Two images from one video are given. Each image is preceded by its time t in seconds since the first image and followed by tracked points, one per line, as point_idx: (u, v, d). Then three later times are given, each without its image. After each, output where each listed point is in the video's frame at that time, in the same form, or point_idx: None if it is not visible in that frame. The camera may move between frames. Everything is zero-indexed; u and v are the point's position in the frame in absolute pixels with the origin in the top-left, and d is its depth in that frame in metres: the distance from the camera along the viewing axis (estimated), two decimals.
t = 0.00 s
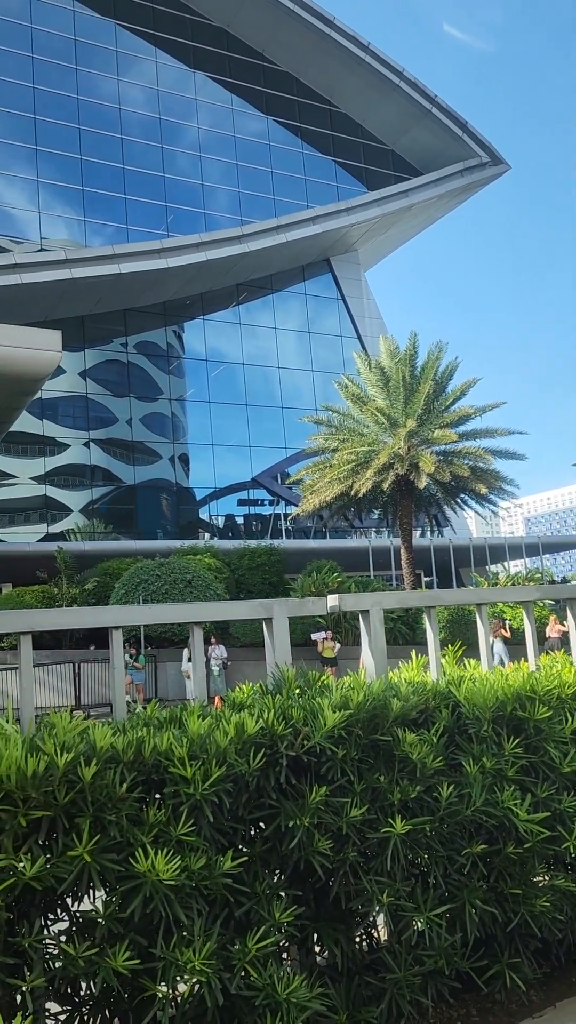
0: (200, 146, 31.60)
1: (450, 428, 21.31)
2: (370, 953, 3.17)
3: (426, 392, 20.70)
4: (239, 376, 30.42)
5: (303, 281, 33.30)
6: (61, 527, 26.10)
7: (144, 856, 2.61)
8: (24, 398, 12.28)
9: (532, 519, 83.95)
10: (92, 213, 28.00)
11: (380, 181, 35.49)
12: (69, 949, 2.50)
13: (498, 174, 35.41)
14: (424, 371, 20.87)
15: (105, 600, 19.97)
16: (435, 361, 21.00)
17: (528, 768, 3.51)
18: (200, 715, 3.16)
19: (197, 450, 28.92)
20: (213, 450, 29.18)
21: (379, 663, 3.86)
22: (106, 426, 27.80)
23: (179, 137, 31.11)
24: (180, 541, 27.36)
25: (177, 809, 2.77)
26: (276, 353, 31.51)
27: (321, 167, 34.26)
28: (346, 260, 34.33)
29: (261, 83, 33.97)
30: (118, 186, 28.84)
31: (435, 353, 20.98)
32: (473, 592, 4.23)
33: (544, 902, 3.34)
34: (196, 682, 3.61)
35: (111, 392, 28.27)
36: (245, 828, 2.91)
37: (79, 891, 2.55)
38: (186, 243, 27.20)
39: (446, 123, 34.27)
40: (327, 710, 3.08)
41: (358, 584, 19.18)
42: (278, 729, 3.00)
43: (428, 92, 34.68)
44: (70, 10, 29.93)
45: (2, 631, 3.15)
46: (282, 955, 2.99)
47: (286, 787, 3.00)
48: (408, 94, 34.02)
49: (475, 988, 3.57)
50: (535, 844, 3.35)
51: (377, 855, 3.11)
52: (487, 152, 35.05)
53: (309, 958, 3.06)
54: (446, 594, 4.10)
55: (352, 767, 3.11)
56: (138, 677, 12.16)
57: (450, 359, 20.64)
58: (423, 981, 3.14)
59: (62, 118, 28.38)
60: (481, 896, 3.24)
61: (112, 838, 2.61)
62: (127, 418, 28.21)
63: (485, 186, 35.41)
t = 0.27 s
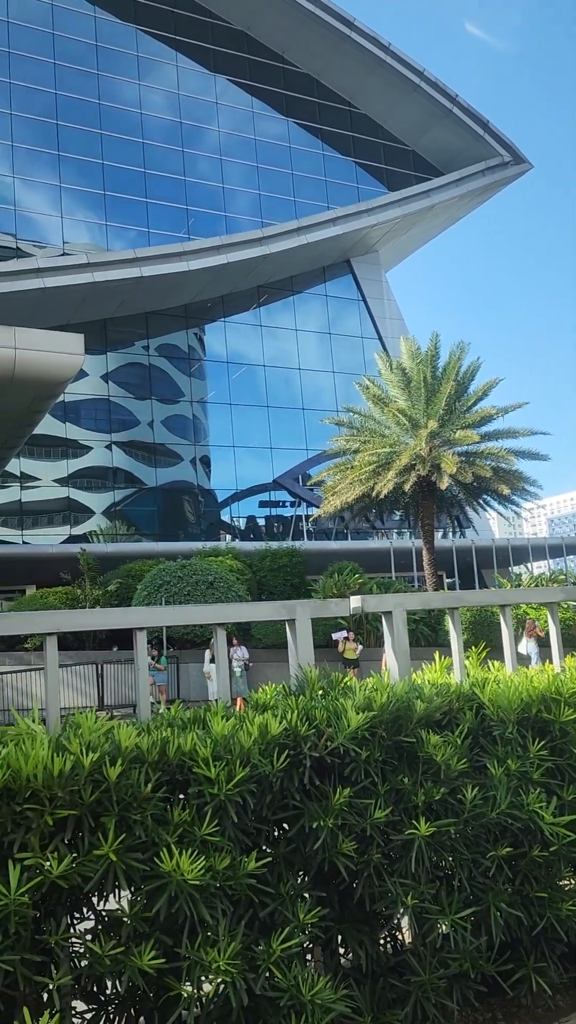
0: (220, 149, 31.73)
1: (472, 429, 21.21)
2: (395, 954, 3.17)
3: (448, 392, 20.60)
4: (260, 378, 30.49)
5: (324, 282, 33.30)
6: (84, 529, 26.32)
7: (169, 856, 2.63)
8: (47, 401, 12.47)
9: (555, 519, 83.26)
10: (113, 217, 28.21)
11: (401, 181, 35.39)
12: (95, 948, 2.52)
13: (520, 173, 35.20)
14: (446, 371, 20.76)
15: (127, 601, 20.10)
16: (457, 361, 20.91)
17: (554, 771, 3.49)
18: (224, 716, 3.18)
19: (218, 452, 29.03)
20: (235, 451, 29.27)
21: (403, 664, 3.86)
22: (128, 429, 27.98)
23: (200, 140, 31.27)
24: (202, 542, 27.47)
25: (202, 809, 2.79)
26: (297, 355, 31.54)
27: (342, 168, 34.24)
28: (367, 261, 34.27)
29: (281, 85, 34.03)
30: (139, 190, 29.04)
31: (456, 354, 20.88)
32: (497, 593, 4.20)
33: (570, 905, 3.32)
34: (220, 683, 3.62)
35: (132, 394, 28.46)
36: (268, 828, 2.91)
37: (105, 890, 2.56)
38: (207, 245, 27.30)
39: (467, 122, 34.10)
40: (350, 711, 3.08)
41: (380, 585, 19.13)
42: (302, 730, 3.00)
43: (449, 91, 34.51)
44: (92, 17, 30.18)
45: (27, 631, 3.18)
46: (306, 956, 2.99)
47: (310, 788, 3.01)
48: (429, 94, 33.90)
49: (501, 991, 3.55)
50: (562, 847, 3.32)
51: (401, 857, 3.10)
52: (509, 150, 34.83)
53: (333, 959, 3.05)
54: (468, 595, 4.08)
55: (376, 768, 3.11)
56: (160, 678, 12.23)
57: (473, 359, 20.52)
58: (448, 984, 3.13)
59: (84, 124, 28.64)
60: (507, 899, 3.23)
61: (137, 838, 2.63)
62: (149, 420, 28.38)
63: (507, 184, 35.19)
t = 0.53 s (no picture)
0: (240, 151, 31.82)
1: (493, 430, 21.09)
2: (420, 957, 3.15)
3: (469, 393, 20.49)
4: (280, 380, 30.54)
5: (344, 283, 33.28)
6: (105, 531, 26.52)
7: (194, 855, 2.64)
8: (66, 406, 12.69)
9: None
10: (134, 221, 28.40)
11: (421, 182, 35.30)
12: (121, 946, 2.54)
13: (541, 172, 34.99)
14: (467, 371, 20.65)
15: (148, 602, 20.19)
16: (478, 362, 20.81)
17: None
18: (248, 716, 3.19)
19: (239, 454, 29.11)
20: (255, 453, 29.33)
21: (427, 665, 3.85)
22: (149, 431, 28.14)
23: (220, 142, 31.38)
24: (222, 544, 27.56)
25: (227, 808, 2.80)
26: (316, 356, 31.55)
27: (362, 169, 34.21)
28: (387, 262, 34.21)
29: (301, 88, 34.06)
30: (160, 194, 29.22)
31: (477, 355, 20.78)
32: (522, 594, 4.17)
33: None
34: (244, 683, 3.63)
35: (153, 397, 28.61)
36: (293, 828, 2.92)
37: (132, 889, 2.58)
38: (227, 248, 27.38)
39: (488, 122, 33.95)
40: (375, 711, 3.07)
41: (399, 587, 19.09)
42: (327, 730, 3.00)
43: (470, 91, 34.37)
44: (113, 22, 30.38)
45: (53, 631, 3.21)
46: (330, 956, 2.99)
47: (334, 789, 3.01)
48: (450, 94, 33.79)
49: (527, 994, 3.53)
50: None
51: (426, 859, 3.09)
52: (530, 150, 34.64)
53: (357, 960, 3.05)
54: (492, 596, 4.05)
55: (400, 769, 3.10)
56: (181, 680, 12.23)
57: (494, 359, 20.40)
58: (473, 986, 3.12)
59: (106, 128, 28.85)
60: (533, 902, 3.21)
61: (163, 837, 2.64)
62: (169, 422, 28.52)
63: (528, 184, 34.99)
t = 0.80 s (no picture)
0: (258, 152, 31.85)
1: (512, 430, 20.96)
2: (440, 960, 3.14)
3: (487, 393, 20.37)
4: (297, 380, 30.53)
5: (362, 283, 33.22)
6: (123, 531, 26.65)
7: (215, 855, 2.63)
8: (84, 406, 12.77)
9: None
10: (153, 222, 28.52)
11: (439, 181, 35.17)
12: (140, 945, 2.54)
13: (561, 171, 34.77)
14: (486, 371, 20.52)
15: (166, 602, 20.26)
16: (496, 362, 20.68)
17: None
18: (267, 716, 3.17)
19: (256, 454, 29.13)
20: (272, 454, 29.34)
21: (447, 667, 3.82)
22: (167, 431, 28.24)
23: (238, 143, 31.42)
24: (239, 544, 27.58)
25: (247, 809, 2.79)
26: (334, 357, 31.52)
27: (380, 169, 34.13)
28: (405, 262, 34.11)
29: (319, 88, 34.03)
30: (178, 195, 29.30)
31: (496, 354, 20.66)
32: (543, 595, 4.13)
33: None
34: (262, 684, 3.62)
35: (171, 397, 28.71)
36: (312, 829, 2.91)
37: (151, 888, 2.58)
38: (244, 248, 27.42)
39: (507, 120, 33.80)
40: (395, 712, 3.05)
41: (417, 587, 19.02)
42: (346, 731, 2.98)
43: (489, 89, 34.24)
44: (132, 24, 30.51)
45: (72, 630, 3.21)
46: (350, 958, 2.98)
47: (354, 790, 2.99)
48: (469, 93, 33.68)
49: (549, 999, 3.50)
50: None
51: (446, 862, 3.07)
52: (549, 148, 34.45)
53: (377, 963, 3.03)
54: (513, 596, 4.01)
55: (421, 770, 3.08)
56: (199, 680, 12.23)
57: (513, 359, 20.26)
58: (495, 990, 3.08)
59: (124, 130, 28.98)
60: (555, 906, 3.18)
61: (183, 836, 2.64)
62: (187, 422, 28.60)
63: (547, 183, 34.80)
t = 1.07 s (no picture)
0: (271, 152, 31.88)
1: (526, 429, 20.87)
2: (456, 960, 3.13)
3: (501, 392, 20.30)
4: (310, 380, 30.53)
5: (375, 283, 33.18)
6: (136, 531, 26.74)
7: (231, 854, 2.64)
8: (97, 407, 12.82)
9: None
10: (165, 223, 28.61)
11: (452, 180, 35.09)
12: (157, 943, 2.55)
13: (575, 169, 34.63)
14: (500, 371, 20.46)
15: (180, 601, 20.33)
16: (510, 361, 20.60)
17: None
18: (283, 715, 3.18)
19: (269, 454, 29.16)
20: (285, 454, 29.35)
21: (463, 667, 3.81)
22: (180, 432, 28.32)
23: (250, 144, 31.46)
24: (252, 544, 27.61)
25: (263, 808, 2.80)
26: (347, 356, 31.49)
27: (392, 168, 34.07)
28: (418, 261, 34.04)
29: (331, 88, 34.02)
30: (190, 196, 29.38)
31: (510, 354, 20.58)
32: (559, 594, 4.11)
33: None
34: (277, 683, 3.62)
35: (184, 398, 28.80)
36: (328, 829, 2.91)
37: (169, 886, 2.59)
38: (257, 249, 27.45)
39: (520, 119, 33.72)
40: (411, 712, 3.05)
41: (431, 587, 18.99)
42: (362, 731, 2.98)
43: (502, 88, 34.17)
44: (144, 25, 30.61)
45: (88, 629, 3.22)
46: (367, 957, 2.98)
47: (370, 790, 2.99)
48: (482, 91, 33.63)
49: (566, 1000, 3.49)
50: None
51: (462, 861, 3.06)
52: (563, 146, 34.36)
53: (393, 963, 3.03)
54: (529, 596, 4.00)
55: (437, 769, 3.08)
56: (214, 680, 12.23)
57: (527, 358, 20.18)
58: (511, 990, 3.08)
59: (137, 131, 29.07)
60: (572, 907, 3.17)
61: (200, 834, 2.65)
62: (200, 423, 28.68)
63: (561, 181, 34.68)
